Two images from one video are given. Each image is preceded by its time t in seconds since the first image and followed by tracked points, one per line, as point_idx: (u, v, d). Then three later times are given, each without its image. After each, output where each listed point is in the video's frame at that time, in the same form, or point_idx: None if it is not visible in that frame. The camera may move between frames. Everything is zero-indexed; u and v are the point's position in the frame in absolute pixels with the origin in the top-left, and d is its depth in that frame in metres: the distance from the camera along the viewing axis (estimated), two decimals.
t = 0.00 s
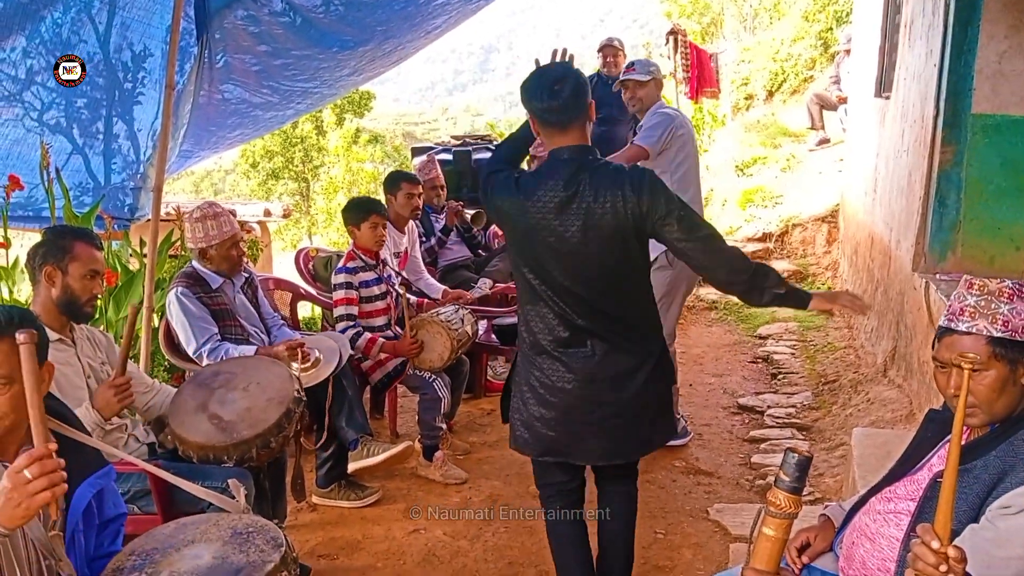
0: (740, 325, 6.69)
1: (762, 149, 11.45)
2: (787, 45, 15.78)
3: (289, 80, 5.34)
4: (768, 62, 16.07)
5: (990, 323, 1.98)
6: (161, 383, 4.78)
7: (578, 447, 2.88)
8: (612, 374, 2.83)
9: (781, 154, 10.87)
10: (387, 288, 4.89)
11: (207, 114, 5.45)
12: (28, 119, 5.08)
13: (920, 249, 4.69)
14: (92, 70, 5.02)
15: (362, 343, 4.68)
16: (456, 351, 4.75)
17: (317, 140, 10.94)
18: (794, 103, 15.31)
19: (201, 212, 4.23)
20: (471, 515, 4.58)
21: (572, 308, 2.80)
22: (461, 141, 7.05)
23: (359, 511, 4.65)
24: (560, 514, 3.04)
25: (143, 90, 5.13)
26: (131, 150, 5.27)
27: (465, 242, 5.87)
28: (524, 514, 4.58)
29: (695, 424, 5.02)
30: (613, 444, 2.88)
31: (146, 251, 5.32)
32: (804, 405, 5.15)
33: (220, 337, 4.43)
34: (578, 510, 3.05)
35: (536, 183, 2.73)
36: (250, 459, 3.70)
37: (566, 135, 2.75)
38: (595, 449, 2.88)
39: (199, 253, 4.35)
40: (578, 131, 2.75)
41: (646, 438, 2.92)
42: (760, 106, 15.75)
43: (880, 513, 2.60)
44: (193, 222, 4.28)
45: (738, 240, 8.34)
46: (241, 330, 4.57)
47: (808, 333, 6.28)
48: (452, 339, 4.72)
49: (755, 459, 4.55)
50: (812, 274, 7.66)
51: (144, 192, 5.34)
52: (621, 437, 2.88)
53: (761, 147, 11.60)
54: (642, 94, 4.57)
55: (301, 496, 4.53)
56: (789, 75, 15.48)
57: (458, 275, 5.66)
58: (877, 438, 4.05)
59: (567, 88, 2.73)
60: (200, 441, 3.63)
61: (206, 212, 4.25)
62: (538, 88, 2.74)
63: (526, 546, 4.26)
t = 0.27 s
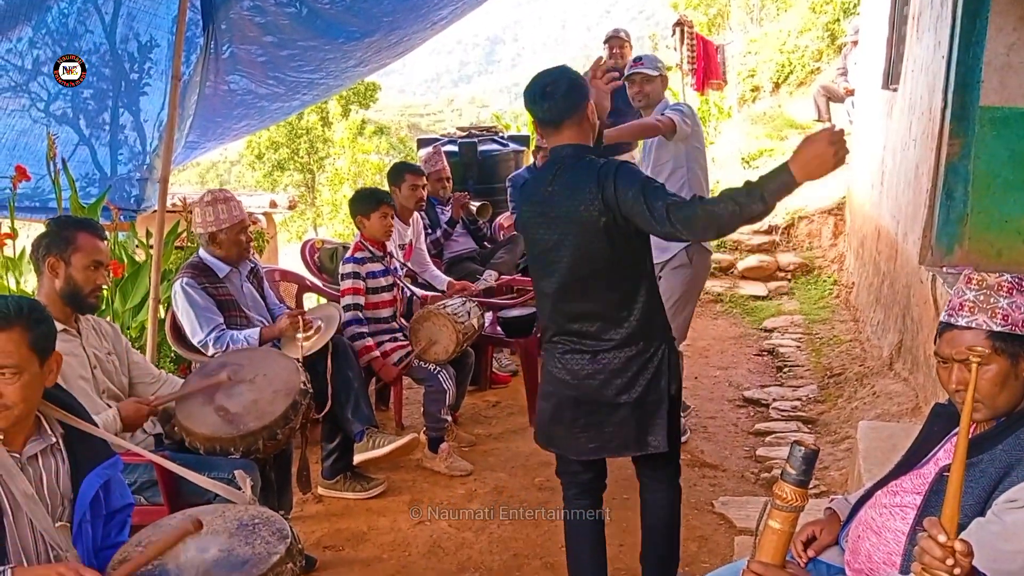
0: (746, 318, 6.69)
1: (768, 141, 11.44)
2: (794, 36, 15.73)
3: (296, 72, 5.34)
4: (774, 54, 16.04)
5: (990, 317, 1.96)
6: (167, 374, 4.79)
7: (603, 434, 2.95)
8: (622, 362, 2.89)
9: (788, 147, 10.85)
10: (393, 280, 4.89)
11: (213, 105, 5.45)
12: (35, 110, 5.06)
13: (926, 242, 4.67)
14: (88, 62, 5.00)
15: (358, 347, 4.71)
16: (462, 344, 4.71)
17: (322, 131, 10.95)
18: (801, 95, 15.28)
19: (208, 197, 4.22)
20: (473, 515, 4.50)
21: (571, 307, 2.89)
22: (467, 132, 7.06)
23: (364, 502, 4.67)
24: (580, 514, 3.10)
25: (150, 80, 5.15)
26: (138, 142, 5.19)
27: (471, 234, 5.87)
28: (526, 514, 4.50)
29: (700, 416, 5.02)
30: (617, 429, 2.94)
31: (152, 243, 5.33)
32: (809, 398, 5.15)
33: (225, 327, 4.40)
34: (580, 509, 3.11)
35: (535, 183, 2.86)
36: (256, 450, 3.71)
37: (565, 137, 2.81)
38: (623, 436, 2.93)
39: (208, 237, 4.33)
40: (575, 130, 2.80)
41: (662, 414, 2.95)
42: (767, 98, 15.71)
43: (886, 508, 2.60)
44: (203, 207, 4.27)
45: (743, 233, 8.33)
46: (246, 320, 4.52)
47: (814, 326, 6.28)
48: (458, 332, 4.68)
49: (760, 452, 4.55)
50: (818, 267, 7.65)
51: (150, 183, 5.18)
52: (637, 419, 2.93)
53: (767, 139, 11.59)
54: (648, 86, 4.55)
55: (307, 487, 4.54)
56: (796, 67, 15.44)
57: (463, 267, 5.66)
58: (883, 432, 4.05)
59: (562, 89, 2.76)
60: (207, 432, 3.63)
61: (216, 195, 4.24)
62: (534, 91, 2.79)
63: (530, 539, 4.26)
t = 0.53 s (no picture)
0: (750, 313, 6.68)
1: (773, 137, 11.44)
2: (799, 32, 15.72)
3: (300, 67, 5.33)
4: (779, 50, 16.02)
5: (988, 319, 1.95)
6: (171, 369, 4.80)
7: (608, 422, 2.92)
8: (625, 348, 2.87)
9: (792, 142, 10.85)
10: (398, 276, 4.89)
11: (217, 100, 5.45)
12: (39, 106, 5.04)
13: (932, 238, 4.68)
14: (89, 58, 4.98)
15: (367, 346, 4.73)
16: (466, 341, 4.72)
17: (326, 127, 10.94)
18: (806, 90, 15.26)
19: (211, 188, 4.26)
20: (473, 515, 4.47)
21: (572, 295, 2.88)
22: (471, 127, 7.05)
23: (368, 498, 4.68)
24: (582, 514, 3.10)
25: (154, 76, 5.15)
26: (142, 137, 5.29)
27: (476, 229, 5.87)
28: (527, 514, 4.46)
29: (704, 412, 5.02)
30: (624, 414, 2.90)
31: (156, 238, 5.34)
32: (814, 394, 5.14)
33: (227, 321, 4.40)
34: (581, 508, 3.11)
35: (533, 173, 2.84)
36: (260, 446, 3.70)
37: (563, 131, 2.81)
38: (630, 423, 2.90)
39: (213, 228, 4.35)
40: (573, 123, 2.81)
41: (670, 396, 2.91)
42: (771, 93, 15.70)
43: (891, 504, 2.59)
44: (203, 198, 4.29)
45: (747, 229, 8.33)
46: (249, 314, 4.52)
47: (818, 322, 6.28)
48: (463, 330, 4.69)
49: (764, 448, 4.55)
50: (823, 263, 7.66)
51: (154, 178, 5.35)
52: (641, 403, 2.89)
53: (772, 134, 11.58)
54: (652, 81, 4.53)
55: (311, 483, 4.55)
56: (801, 62, 15.43)
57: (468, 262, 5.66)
58: (888, 429, 4.04)
59: (549, 81, 2.78)
60: (211, 428, 3.64)
61: (219, 185, 4.28)
62: (532, 86, 2.81)
63: (534, 535, 4.26)
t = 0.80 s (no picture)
0: (752, 315, 6.70)
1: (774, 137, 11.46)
2: (799, 31, 15.75)
3: (301, 69, 5.31)
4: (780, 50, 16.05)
5: (982, 327, 1.98)
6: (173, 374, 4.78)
7: (653, 408, 3.00)
8: (659, 333, 2.95)
9: (793, 143, 10.87)
10: (401, 279, 4.87)
11: (219, 102, 5.42)
12: (40, 108, 4.99)
13: (934, 240, 4.64)
14: (90, 59, 4.91)
15: (368, 345, 4.70)
16: (468, 346, 4.66)
17: (328, 126, 10.95)
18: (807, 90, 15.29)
19: (212, 188, 4.24)
20: (473, 515, 4.51)
21: (608, 298, 2.83)
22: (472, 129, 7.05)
23: (371, 502, 4.67)
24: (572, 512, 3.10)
25: (156, 78, 5.11)
26: (143, 139, 5.26)
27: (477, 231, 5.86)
28: (527, 514, 4.51)
29: (707, 415, 5.02)
30: (667, 396, 3.00)
31: (156, 241, 5.32)
32: (817, 397, 5.14)
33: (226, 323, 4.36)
34: (580, 510, 3.09)
35: (549, 184, 2.70)
36: (263, 452, 3.68)
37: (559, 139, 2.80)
38: (670, 403, 3.01)
39: (215, 230, 4.31)
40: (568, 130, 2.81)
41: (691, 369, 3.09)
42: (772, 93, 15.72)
43: (897, 512, 2.57)
44: (201, 199, 4.26)
45: (749, 230, 8.34)
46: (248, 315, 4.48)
47: (821, 324, 6.29)
48: (466, 334, 4.66)
49: (768, 451, 4.55)
50: (824, 263, 7.67)
51: (155, 180, 5.34)
52: (679, 380, 3.03)
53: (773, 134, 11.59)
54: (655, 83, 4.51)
55: (314, 488, 4.54)
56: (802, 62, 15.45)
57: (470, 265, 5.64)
58: (892, 432, 4.03)
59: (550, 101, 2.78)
60: (213, 434, 3.60)
61: (222, 186, 4.25)
62: (524, 97, 2.77)
63: (538, 539, 4.26)
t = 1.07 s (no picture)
0: (752, 319, 6.73)
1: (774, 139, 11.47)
2: (799, 33, 15.78)
3: (301, 74, 5.28)
4: (780, 51, 16.08)
5: (988, 340, 1.99)
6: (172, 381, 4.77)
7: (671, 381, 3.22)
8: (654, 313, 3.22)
9: (793, 145, 10.89)
10: (401, 285, 4.85)
11: (218, 106, 5.40)
12: (40, 114, 4.95)
13: (934, 246, 4.61)
14: (91, 65, 4.88)
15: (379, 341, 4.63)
16: (467, 352, 4.66)
17: (328, 126, 10.93)
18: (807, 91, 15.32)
19: (212, 195, 4.19)
20: (473, 515, 4.57)
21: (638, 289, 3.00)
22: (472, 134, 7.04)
23: (370, 509, 4.66)
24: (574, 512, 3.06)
25: (155, 83, 5.09)
26: (143, 144, 5.24)
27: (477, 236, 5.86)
28: (527, 514, 4.57)
29: (707, 421, 5.02)
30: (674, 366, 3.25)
31: (155, 246, 5.30)
32: (817, 403, 5.14)
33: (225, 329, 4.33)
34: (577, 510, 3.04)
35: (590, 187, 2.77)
36: (262, 462, 3.66)
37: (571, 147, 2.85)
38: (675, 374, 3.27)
39: (216, 237, 4.25)
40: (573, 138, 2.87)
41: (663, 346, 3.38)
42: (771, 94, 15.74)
43: (897, 527, 2.53)
44: (201, 207, 4.21)
45: (749, 233, 8.34)
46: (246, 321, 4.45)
47: (821, 329, 6.30)
48: (464, 340, 4.65)
49: (768, 458, 4.54)
50: (824, 268, 7.68)
51: (155, 185, 5.33)
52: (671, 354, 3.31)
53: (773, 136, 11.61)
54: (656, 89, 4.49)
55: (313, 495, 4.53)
56: (801, 63, 15.49)
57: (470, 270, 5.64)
58: (892, 439, 4.03)
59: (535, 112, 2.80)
60: (213, 444, 3.58)
61: (222, 193, 4.22)
62: (530, 107, 2.81)
63: (538, 547, 4.25)
